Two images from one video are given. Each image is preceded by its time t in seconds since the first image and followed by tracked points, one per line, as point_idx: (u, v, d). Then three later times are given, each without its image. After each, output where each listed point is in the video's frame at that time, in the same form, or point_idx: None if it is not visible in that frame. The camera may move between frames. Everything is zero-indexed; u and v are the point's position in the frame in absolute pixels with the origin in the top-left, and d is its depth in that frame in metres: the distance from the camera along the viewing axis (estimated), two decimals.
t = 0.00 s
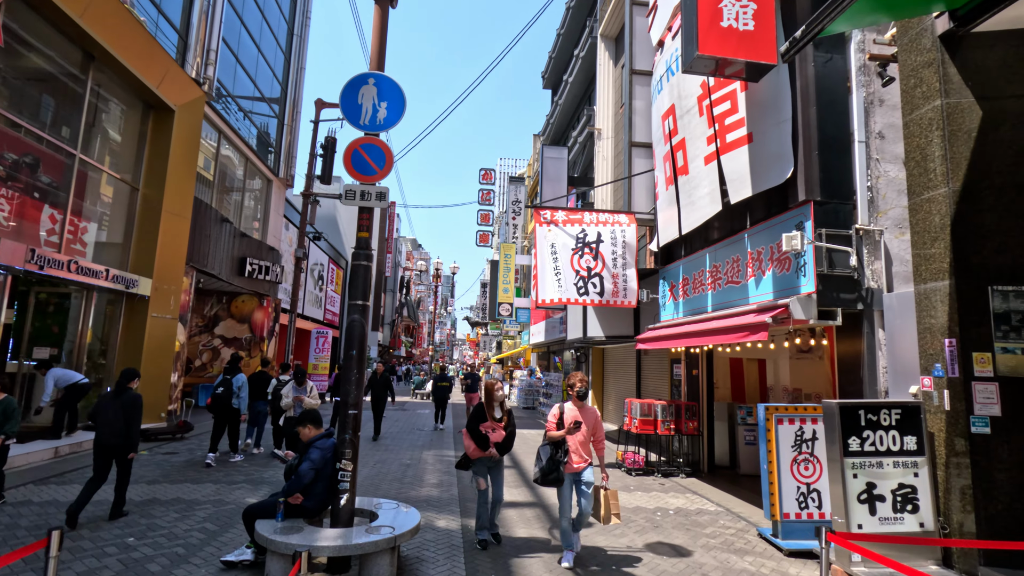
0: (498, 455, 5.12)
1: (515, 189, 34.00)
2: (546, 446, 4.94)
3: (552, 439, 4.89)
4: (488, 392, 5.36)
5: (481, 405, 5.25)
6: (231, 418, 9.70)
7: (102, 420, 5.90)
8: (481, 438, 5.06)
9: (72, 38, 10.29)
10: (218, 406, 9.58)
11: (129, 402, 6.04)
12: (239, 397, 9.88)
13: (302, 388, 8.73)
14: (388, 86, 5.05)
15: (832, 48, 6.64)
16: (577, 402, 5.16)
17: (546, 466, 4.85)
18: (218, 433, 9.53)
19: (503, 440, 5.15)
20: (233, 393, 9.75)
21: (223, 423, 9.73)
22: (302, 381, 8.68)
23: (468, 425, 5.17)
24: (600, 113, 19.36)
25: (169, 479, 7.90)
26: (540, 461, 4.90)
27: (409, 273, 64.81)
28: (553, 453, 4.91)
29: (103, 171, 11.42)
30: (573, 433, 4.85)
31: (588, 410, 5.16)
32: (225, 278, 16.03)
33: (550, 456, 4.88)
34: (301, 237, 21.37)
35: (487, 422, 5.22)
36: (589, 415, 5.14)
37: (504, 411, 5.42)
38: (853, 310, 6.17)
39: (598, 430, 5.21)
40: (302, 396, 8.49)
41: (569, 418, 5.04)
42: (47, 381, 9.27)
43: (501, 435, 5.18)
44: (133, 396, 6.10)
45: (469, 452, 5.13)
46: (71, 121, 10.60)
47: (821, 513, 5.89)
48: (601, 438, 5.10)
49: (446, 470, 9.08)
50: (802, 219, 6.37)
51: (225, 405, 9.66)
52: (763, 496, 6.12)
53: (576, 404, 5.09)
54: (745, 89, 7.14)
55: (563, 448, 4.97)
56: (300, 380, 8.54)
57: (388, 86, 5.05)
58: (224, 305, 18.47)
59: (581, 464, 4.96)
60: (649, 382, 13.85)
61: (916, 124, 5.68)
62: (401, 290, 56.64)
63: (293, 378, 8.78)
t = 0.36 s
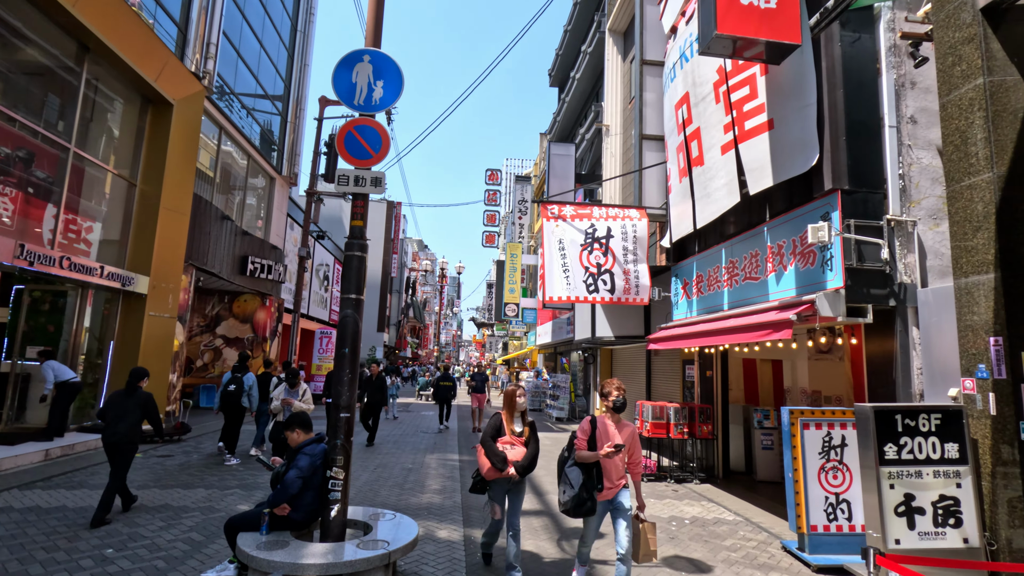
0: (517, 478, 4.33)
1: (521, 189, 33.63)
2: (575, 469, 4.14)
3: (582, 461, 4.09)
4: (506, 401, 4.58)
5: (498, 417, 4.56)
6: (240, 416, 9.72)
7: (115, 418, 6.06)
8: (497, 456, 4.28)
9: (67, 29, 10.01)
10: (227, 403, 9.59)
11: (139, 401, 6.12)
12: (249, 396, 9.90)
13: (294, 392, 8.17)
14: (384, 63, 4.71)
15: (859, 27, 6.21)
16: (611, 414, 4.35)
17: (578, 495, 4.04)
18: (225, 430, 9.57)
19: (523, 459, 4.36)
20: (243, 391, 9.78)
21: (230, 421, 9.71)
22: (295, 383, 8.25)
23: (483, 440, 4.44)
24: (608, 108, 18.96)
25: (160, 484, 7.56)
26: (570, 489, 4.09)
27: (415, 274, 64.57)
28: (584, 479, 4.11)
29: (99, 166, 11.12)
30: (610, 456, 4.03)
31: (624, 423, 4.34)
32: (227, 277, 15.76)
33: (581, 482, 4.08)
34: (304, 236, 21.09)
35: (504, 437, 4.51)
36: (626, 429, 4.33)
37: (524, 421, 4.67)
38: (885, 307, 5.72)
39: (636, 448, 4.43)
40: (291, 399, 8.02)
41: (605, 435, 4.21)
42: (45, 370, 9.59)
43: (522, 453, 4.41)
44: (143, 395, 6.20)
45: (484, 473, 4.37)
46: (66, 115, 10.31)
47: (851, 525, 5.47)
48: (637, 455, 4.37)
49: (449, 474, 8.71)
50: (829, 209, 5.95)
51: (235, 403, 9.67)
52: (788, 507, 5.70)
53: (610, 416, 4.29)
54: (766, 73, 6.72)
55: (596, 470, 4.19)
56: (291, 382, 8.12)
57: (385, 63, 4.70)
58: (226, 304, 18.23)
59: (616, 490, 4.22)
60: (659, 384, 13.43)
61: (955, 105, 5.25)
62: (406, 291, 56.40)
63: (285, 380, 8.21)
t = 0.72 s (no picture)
0: (543, 509, 3.51)
1: (529, 187, 33.24)
2: (623, 492, 3.18)
3: (633, 483, 3.13)
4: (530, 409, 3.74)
5: (523, 431, 3.75)
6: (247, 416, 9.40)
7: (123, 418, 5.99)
8: (519, 482, 3.47)
9: (62, 19, 9.68)
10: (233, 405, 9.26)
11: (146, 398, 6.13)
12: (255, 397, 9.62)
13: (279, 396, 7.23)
14: (383, 36, 4.33)
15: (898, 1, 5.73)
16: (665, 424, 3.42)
17: (629, 527, 3.06)
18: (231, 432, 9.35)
19: (553, 485, 3.53)
20: (249, 393, 9.44)
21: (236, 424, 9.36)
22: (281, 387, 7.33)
23: (501, 461, 3.64)
24: (618, 103, 18.52)
25: (151, 491, 7.19)
26: (618, 519, 3.10)
27: (422, 275, 64.33)
28: (636, 506, 3.13)
29: (96, 162, 10.79)
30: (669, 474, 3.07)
31: (682, 435, 3.42)
32: (229, 276, 15.45)
33: (633, 510, 3.10)
34: (309, 235, 20.78)
35: (528, 457, 3.68)
36: (685, 444, 3.39)
37: (555, 438, 3.84)
38: (929, 303, 5.29)
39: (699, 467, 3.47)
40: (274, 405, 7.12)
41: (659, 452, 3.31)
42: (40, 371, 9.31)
43: (550, 477, 3.60)
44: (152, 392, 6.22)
45: (502, 501, 3.55)
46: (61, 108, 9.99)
47: (894, 542, 5.01)
48: (698, 477, 3.37)
49: (456, 481, 8.28)
50: (867, 197, 5.50)
51: (241, 405, 9.33)
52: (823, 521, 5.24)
53: (664, 426, 3.39)
54: (794, 53, 6.25)
55: (649, 495, 3.24)
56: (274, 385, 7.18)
57: (384, 36, 4.31)
58: (229, 304, 17.95)
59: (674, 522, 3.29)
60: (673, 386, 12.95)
61: (1010, 82, 4.74)
62: (413, 291, 56.18)
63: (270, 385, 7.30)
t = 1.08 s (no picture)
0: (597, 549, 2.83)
1: (536, 185, 32.81)
2: (699, 542, 2.67)
3: (712, 531, 2.60)
4: (570, 420, 3.05)
5: (562, 448, 2.99)
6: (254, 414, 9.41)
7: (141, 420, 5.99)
8: (564, 518, 2.80)
9: (56, 7, 9.33)
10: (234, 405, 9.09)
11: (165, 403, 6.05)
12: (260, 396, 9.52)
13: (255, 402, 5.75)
14: (387, 5, 3.97)
15: None
16: (754, 451, 2.86)
17: None
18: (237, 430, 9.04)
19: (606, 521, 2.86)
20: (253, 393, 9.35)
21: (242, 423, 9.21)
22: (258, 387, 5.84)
23: (537, 488, 2.92)
24: (628, 97, 18.07)
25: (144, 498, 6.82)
26: None
27: (427, 274, 64.04)
28: (717, 563, 2.59)
29: (93, 155, 10.46)
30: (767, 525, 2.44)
31: (776, 464, 2.87)
32: (230, 273, 15.11)
33: (712, 568, 2.56)
34: (313, 232, 20.43)
35: (571, 482, 2.94)
36: (780, 475, 2.85)
37: (599, 453, 3.15)
38: (982, 298, 4.86)
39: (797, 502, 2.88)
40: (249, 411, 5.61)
41: (748, 489, 2.74)
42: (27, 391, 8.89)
43: (598, 507, 2.92)
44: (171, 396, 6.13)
45: (542, 540, 2.88)
46: (56, 99, 9.65)
47: (946, 560, 4.56)
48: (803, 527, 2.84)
49: (464, 487, 7.88)
50: (911, 183, 5.05)
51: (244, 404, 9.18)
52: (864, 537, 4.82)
53: (752, 453, 2.86)
54: (827, 31, 5.79)
55: (735, 547, 2.66)
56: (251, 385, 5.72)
57: (388, 5, 3.95)
58: (232, 302, 17.61)
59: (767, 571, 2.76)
60: (688, 387, 12.49)
61: None
62: (418, 291, 55.87)
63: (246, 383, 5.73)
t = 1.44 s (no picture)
0: None
1: (535, 181, 32.40)
2: None
3: None
4: (634, 441, 2.37)
5: (622, 478, 2.30)
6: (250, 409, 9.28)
7: (136, 416, 5.71)
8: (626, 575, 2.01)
9: None
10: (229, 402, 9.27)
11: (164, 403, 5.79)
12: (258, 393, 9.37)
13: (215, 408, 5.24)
14: None
15: None
16: (917, 496, 2.19)
17: None
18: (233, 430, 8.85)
19: None
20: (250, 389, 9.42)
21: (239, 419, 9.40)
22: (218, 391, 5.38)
23: (585, 531, 2.18)
24: (630, 89, 17.68)
25: (122, 504, 6.41)
26: None
27: (426, 272, 63.60)
28: None
29: (76, 145, 10.02)
30: None
31: (943, 516, 2.23)
32: (222, 269, 14.70)
33: None
34: (308, 228, 20.01)
35: (631, 523, 2.21)
36: (951, 531, 2.20)
37: (672, 490, 2.43)
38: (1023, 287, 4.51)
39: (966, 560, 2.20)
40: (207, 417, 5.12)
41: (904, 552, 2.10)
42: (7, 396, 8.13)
43: (671, 562, 2.15)
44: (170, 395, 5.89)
45: None
46: (36, 86, 9.22)
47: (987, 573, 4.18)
48: None
49: (462, 490, 7.51)
50: (944, 164, 4.67)
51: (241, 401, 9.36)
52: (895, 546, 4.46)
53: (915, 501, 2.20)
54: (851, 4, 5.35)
55: None
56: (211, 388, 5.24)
57: None
58: (224, 299, 17.16)
59: None
60: (693, 385, 12.11)
61: None
62: (417, 289, 55.44)
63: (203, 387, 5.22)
